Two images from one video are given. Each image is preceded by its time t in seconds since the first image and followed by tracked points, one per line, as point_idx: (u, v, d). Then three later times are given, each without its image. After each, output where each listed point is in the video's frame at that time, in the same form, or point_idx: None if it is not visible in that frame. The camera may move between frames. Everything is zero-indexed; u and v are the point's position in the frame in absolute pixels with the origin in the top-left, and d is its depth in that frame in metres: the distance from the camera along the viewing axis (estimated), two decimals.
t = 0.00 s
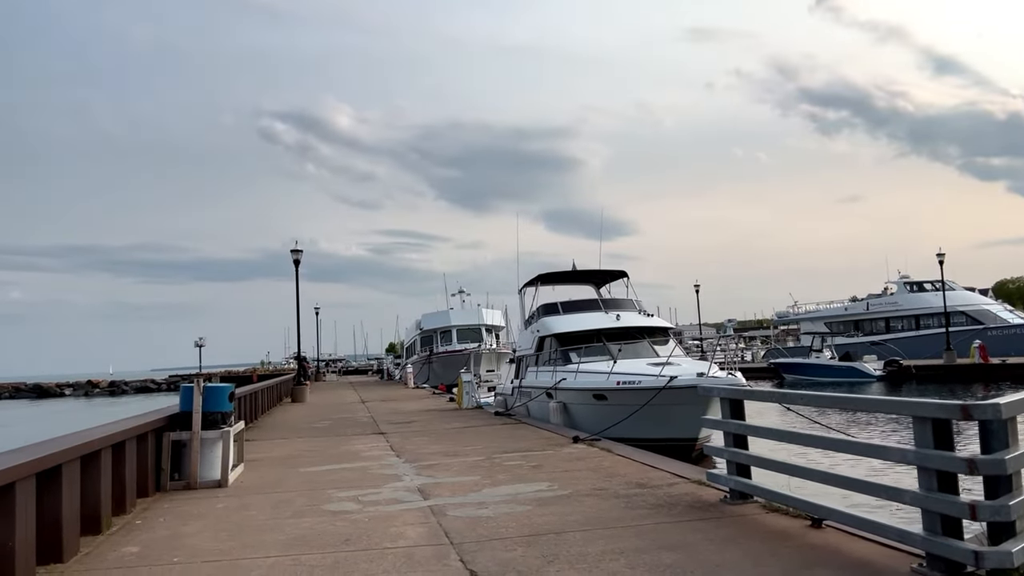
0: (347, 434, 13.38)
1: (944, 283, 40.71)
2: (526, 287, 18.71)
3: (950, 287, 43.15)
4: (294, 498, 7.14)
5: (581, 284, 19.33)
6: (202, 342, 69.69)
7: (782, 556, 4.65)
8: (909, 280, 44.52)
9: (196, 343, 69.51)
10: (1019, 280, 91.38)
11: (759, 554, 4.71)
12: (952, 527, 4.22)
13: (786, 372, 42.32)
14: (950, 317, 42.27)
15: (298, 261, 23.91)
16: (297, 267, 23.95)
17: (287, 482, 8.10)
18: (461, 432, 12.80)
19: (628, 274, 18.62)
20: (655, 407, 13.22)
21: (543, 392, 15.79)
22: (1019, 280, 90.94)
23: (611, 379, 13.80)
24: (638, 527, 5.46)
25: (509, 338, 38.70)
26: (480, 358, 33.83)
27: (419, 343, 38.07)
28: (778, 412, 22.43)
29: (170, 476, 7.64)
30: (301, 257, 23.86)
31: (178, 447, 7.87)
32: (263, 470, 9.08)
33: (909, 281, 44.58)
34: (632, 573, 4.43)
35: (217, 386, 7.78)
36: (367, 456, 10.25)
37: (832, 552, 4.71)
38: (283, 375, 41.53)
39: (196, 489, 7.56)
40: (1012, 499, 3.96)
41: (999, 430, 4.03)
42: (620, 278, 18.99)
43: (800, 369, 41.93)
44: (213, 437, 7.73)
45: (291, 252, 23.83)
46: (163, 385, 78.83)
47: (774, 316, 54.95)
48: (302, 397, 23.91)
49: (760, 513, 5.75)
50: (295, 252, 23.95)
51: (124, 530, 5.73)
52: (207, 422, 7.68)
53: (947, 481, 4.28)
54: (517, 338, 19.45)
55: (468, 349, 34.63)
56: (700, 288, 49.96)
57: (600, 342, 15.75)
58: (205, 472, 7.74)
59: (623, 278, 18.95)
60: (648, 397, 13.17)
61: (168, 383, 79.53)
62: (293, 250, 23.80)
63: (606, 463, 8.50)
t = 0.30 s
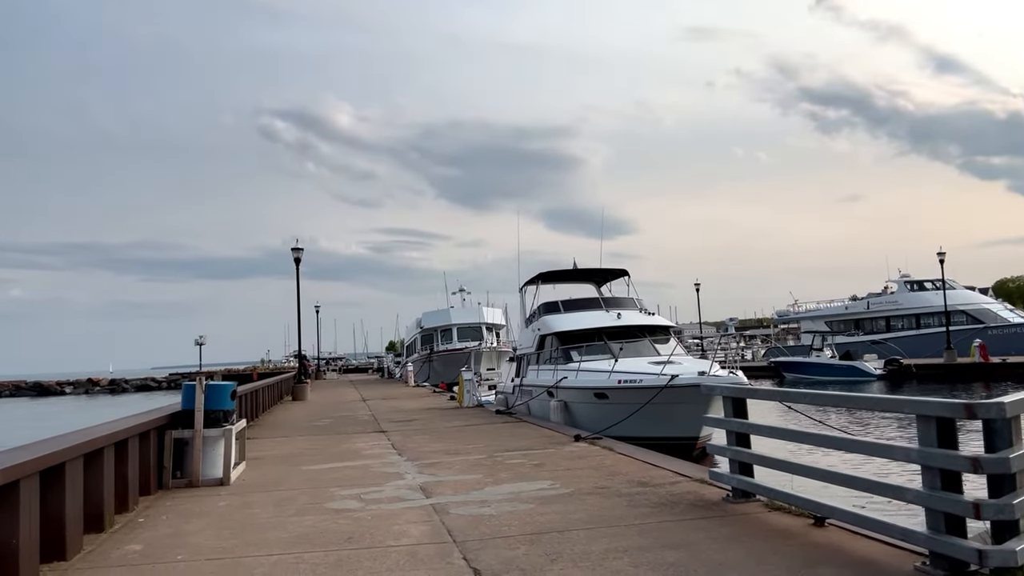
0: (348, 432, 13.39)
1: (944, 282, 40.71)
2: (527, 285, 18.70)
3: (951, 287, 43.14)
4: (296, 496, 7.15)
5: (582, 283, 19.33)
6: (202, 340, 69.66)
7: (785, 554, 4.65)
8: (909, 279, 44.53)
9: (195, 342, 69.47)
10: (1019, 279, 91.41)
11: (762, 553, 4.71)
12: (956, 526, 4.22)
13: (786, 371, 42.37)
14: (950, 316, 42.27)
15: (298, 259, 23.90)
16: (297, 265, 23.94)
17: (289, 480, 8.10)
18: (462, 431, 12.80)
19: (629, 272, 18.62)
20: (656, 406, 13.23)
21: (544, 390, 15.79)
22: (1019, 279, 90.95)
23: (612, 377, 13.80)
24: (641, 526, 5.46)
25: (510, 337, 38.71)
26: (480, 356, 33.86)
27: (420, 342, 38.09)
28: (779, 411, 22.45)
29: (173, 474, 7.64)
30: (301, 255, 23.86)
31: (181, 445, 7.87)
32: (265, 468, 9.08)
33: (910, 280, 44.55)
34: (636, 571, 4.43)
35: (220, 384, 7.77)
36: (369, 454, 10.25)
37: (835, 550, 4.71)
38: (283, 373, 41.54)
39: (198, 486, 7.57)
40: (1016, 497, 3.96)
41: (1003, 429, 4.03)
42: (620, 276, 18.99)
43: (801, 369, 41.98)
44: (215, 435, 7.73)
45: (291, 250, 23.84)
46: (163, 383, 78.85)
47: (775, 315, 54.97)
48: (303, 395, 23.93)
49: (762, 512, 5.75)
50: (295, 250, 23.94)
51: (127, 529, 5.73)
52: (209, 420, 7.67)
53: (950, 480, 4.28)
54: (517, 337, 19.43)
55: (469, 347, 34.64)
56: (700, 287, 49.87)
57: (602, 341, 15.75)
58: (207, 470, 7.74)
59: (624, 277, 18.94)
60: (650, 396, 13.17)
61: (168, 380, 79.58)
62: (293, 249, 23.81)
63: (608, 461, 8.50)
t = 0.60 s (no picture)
0: (349, 431, 13.38)
1: (944, 281, 40.70)
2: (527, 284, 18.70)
3: (951, 286, 43.16)
4: (298, 495, 7.15)
5: (582, 282, 19.32)
6: (202, 339, 69.66)
7: (788, 554, 4.65)
8: (909, 278, 44.51)
9: (195, 340, 69.45)
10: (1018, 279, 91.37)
11: (765, 552, 4.71)
12: (959, 526, 4.21)
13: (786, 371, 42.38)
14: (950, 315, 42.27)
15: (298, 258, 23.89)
16: (298, 264, 23.93)
17: (290, 478, 8.11)
18: (463, 430, 12.80)
19: (629, 271, 18.60)
20: (658, 405, 13.23)
21: (545, 389, 15.80)
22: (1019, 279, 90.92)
23: (613, 377, 13.80)
24: (644, 525, 5.46)
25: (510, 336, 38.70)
26: (480, 355, 33.86)
27: (420, 340, 38.09)
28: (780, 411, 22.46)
29: (174, 473, 7.64)
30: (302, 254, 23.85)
31: (182, 443, 7.87)
32: (266, 467, 9.08)
33: (909, 279, 44.57)
34: (639, 570, 4.43)
35: (221, 383, 7.77)
36: (370, 453, 10.24)
37: (838, 550, 4.71)
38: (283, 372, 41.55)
39: (199, 485, 7.57)
40: (1019, 497, 3.96)
41: (1007, 428, 4.03)
42: (621, 276, 18.99)
43: (801, 368, 41.99)
44: (217, 433, 7.72)
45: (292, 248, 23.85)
46: (163, 381, 78.88)
47: (774, 314, 54.99)
48: (303, 394, 23.92)
49: (765, 512, 5.75)
50: (296, 249, 23.94)
51: (129, 527, 5.72)
52: (210, 419, 7.67)
53: (954, 480, 4.28)
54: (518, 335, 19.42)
55: (469, 346, 34.64)
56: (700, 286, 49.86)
57: (603, 340, 15.75)
58: (209, 469, 7.74)
59: (625, 276, 18.93)
60: (651, 395, 13.17)
61: (168, 379, 79.51)
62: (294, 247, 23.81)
63: (610, 460, 8.50)
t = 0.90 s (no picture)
0: (350, 430, 13.36)
1: (945, 282, 40.67)
2: (528, 284, 18.69)
3: (952, 286, 43.14)
4: (299, 494, 7.14)
5: (583, 281, 19.31)
6: (202, 338, 69.63)
7: (790, 554, 4.64)
8: (910, 278, 44.47)
9: (197, 339, 69.55)
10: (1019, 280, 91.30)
11: (768, 552, 4.71)
12: (962, 527, 4.20)
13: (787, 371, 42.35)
14: (951, 316, 42.26)
15: (299, 257, 23.88)
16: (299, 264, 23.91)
17: (292, 478, 8.10)
18: (464, 429, 12.80)
19: (630, 271, 18.59)
20: (659, 405, 13.22)
21: (546, 388, 15.79)
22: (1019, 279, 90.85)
23: (614, 377, 13.79)
24: (646, 526, 5.45)
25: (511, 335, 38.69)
26: (481, 355, 33.84)
27: (420, 340, 38.07)
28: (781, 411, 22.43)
29: (176, 472, 7.64)
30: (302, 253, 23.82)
31: (184, 442, 7.87)
32: (268, 466, 9.07)
33: (910, 280, 44.55)
34: (641, 571, 4.42)
35: (223, 382, 7.76)
36: (371, 452, 10.24)
37: (840, 551, 4.70)
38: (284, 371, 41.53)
39: (201, 484, 7.57)
40: None
41: (1011, 430, 4.02)
42: (622, 276, 18.97)
43: (801, 368, 41.97)
44: (218, 433, 7.71)
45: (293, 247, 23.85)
46: (164, 380, 78.89)
47: (775, 314, 54.97)
48: (303, 393, 23.92)
49: (767, 512, 5.74)
50: (296, 249, 23.93)
51: (130, 526, 5.72)
52: (212, 418, 7.67)
53: (957, 481, 4.27)
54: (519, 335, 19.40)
55: (469, 346, 34.63)
56: (700, 286, 49.78)
57: (604, 340, 15.73)
58: (210, 468, 7.73)
59: (626, 276, 18.91)
60: (652, 395, 13.16)
61: (168, 378, 79.45)
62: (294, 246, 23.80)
63: (611, 460, 8.49)
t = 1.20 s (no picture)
0: (352, 430, 13.34)
1: (949, 283, 40.54)
2: (531, 283, 18.66)
3: (956, 287, 43.01)
4: (301, 493, 7.12)
5: (586, 281, 19.27)
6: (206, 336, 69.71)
7: (794, 556, 4.61)
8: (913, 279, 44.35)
9: (200, 338, 69.62)
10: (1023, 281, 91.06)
11: (771, 553, 4.68)
12: (968, 529, 4.17)
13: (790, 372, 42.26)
14: (955, 317, 42.14)
15: (302, 256, 23.87)
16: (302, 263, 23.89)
17: (294, 477, 8.08)
18: (466, 429, 12.78)
19: (633, 271, 18.54)
20: (662, 405, 13.19)
21: (548, 388, 15.76)
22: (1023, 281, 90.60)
23: (617, 377, 13.76)
24: (649, 526, 5.42)
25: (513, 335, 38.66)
26: (483, 354, 33.82)
27: (423, 339, 38.05)
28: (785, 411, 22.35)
29: (177, 470, 7.62)
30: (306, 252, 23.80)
31: (185, 441, 7.85)
32: (270, 465, 9.06)
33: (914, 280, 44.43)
34: (644, 572, 4.39)
35: (225, 381, 7.75)
36: (373, 452, 10.21)
37: (844, 552, 4.67)
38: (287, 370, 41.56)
39: (203, 482, 7.55)
40: None
41: (1017, 431, 3.98)
42: (625, 275, 18.93)
43: (804, 369, 41.89)
44: (221, 431, 7.69)
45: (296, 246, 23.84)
46: (167, 378, 78.99)
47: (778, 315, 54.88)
48: (306, 392, 23.92)
49: (770, 513, 5.71)
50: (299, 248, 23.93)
51: (131, 525, 5.70)
52: (214, 416, 7.65)
53: (963, 482, 4.23)
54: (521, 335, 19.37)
55: (472, 345, 34.60)
56: (703, 287, 49.74)
57: (606, 340, 15.69)
58: (212, 467, 7.71)
59: (629, 275, 18.86)
60: (655, 395, 13.13)
61: (171, 377, 79.52)
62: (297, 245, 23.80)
63: (614, 461, 8.46)
